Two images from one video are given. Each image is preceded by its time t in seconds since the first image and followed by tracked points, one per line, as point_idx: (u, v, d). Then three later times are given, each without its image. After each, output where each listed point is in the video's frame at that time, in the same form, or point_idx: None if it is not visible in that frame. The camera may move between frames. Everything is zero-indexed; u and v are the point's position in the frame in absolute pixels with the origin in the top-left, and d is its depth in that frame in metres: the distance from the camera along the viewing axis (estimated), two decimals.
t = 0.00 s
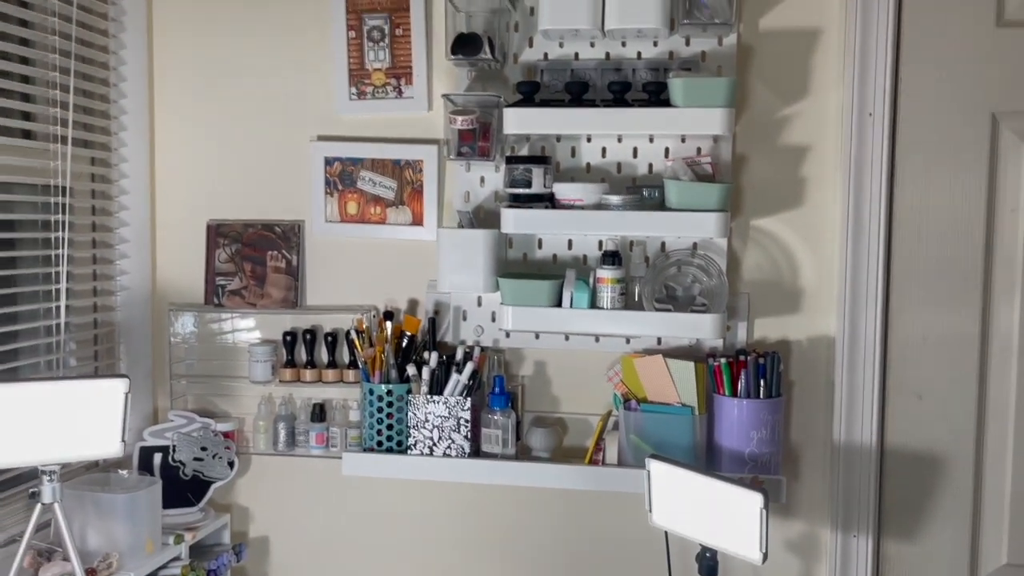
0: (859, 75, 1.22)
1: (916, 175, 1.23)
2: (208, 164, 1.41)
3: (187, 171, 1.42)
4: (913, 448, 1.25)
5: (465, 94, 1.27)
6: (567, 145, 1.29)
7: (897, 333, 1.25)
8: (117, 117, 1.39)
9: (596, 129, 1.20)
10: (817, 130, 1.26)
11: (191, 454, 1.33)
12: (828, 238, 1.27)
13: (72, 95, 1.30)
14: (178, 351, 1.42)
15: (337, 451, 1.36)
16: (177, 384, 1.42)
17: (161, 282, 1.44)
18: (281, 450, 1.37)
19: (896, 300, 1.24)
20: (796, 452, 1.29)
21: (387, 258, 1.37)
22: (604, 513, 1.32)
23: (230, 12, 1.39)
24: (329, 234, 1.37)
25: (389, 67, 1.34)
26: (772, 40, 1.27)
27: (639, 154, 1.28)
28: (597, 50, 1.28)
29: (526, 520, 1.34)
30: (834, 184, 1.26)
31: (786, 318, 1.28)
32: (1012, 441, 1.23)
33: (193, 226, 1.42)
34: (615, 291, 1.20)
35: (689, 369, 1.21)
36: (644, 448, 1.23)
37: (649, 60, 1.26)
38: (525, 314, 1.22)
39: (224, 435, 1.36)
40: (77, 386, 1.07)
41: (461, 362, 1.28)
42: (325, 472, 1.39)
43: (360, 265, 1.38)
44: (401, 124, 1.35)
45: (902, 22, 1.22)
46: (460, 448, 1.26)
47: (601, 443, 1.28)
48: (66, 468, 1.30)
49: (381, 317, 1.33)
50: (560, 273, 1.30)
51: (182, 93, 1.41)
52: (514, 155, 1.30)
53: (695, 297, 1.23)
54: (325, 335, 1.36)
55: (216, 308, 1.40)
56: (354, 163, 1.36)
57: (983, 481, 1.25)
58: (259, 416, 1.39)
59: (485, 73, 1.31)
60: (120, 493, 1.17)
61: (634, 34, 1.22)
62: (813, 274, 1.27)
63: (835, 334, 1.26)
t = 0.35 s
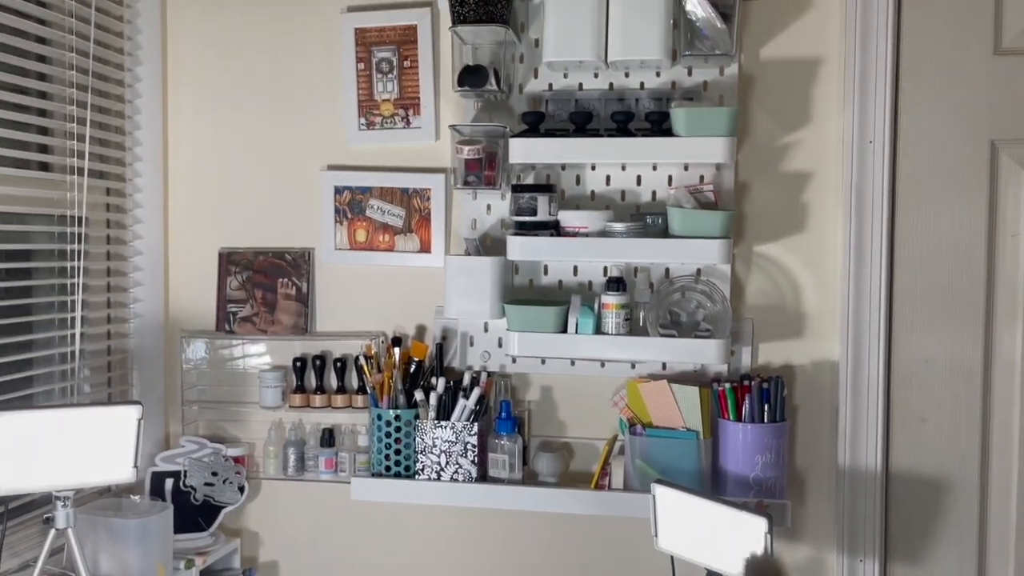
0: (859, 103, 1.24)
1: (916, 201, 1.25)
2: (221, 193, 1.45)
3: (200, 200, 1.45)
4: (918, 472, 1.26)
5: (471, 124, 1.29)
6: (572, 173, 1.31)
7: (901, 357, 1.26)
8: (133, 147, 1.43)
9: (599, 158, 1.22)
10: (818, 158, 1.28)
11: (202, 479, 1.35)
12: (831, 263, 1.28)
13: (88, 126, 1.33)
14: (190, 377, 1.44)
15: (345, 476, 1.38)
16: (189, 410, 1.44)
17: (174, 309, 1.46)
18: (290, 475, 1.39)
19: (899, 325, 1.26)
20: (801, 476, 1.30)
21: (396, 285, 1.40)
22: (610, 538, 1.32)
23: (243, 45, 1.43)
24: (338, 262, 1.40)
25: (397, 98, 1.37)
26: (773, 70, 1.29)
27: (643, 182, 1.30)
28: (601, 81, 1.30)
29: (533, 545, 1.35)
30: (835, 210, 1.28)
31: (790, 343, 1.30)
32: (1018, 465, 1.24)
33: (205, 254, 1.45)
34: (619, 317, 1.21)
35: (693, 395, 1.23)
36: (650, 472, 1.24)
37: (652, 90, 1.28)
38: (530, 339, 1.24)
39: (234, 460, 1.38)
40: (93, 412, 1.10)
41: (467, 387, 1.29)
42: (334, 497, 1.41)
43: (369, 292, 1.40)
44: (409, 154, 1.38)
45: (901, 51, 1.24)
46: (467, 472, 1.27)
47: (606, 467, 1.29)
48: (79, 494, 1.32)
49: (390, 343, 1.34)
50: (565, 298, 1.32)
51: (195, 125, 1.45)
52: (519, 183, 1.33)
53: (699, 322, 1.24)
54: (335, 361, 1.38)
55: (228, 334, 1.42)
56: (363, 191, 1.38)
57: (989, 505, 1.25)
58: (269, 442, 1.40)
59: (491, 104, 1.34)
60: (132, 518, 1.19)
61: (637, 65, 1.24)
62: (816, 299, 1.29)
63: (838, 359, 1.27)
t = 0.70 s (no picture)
0: (867, 131, 1.24)
1: (926, 226, 1.25)
2: (235, 223, 1.46)
3: (215, 230, 1.47)
4: (933, 498, 1.25)
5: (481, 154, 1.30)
6: (581, 202, 1.32)
7: (914, 383, 1.25)
8: (148, 179, 1.45)
9: (609, 187, 1.23)
10: (828, 185, 1.29)
11: (216, 508, 1.35)
12: (842, 289, 1.28)
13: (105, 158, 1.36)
14: (203, 405, 1.45)
15: (358, 504, 1.37)
16: (203, 438, 1.45)
17: (188, 339, 1.48)
18: (303, 503, 1.39)
19: (912, 350, 1.25)
20: (815, 503, 1.29)
21: (408, 313, 1.40)
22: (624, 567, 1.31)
23: (257, 77, 1.45)
24: (351, 290, 1.41)
25: (409, 128, 1.39)
26: (781, 98, 1.30)
27: (652, 210, 1.31)
28: (610, 110, 1.32)
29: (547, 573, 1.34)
30: (845, 237, 1.28)
31: (802, 370, 1.29)
32: None
33: (219, 283, 1.47)
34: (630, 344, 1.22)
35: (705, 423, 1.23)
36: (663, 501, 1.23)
37: (661, 119, 1.29)
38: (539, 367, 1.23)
39: (247, 488, 1.37)
40: (108, 442, 1.11)
41: (479, 415, 1.29)
42: (347, 526, 1.41)
43: (381, 320, 1.41)
44: (421, 183, 1.40)
45: (909, 78, 1.25)
46: (479, 501, 1.27)
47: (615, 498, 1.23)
48: (93, 523, 1.32)
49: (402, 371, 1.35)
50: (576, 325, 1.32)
51: (210, 156, 1.47)
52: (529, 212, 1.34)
53: (710, 349, 1.24)
54: (347, 389, 1.39)
55: (241, 362, 1.44)
56: (375, 221, 1.40)
57: (1007, 533, 1.23)
58: (282, 470, 1.41)
59: (501, 133, 1.36)
60: (146, 547, 1.19)
61: (645, 94, 1.26)
62: (828, 326, 1.29)
63: (851, 386, 1.26)
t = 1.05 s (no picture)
0: (873, 161, 1.25)
1: (934, 255, 1.25)
2: (246, 256, 1.48)
3: (227, 264, 1.49)
4: (946, 529, 1.24)
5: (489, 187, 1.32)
6: (589, 233, 1.33)
7: (924, 412, 1.25)
8: (161, 215, 1.47)
9: (615, 219, 1.24)
10: (834, 215, 1.29)
11: (227, 541, 1.36)
12: (850, 319, 1.28)
13: (119, 195, 1.37)
14: (215, 438, 1.46)
15: (368, 537, 1.37)
16: (214, 471, 1.45)
17: (199, 371, 1.49)
18: (313, 536, 1.39)
19: (922, 379, 1.25)
20: (828, 534, 1.28)
21: (417, 345, 1.41)
22: None
23: (268, 113, 1.48)
24: (361, 322, 1.42)
25: (417, 162, 1.40)
26: (786, 128, 1.31)
27: (659, 241, 1.32)
28: (616, 142, 1.33)
29: None
30: (853, 266, 1.28)
31: (812, 400, 1.29)
32: None
33: (231, 315, 1.48)
34: (639, 376, 1.22)
35: (714, 453, 1.22)
36: (672, 533, 1.22)
37: (667, 150, 1.31)
38: (551, 399, 1.25)
39: (258, 521, 1.38)
40: (118, 478, 1.12)
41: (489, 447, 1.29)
42: (357, 558, 1.40)
43: (391, 352, 1.42)
44: (430, 215, 1.41)
45: (914, 107, 1.25)
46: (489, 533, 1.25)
47: (629, 528, 1.27)
48: (106, 559, 1.32)
49: (412, 403, 1.35)
50: (585, 356, 1.33)
51: (221, 190, 1.50)
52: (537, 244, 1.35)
53: (719, 380, 1.24)
54: (357, 421, 1.39)
55: (252, 395, 1.45)
56: (384, 253, 1.41)
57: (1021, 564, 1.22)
58: (292, 502, 1.42)
59: (509, 166, 1.37)
60: None
61: (651, 126, 1.27)
62: (837, 355, 1.28)
63: (861, 416, 1.26)
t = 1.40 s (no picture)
0: (878, 180, 1.24)
1: (943, 275, 1.24)
2: (250, 280, 1.48)
3: (232, 288, 1.49)
4: (960, 552, 1.22)
5: (493, 210, 1.31)
6: (593, 255, 1.33)
7: (934, 434, 1.23)
8: (165, 240, 1.46)
9: (620, 241, 1.24)
10: (840, 235, 1.29)
11: (231, 567, 1.34)
12: (858, 339, 1.28)
13: (123, 221, 1.37)
14: (219, 463, 1.45)
15: (374, 563, 1.36)
16: (218, 496, 1.45)
17: (204, 397, 1.49)
18: (319, 562, 1.38)
19: (931, 400, 1.23)
20: (837, 558, 1.27)
21: (422, 368, 1.41)
22: None
23: (272, 138, 1.48)
24: (366, 345, 1.42)
25: (421, 185, 1.41)
26: (791, 149, 1.31)
27: (664, 263, 1.31)
28: (620, 164, 1.33)
29: None
30: (860, 287, 1.27)
31: (820, 421, 1.28)
32: None
33: (237, 340, 1.48)
34: (645, 399, 1.21)
35: (720, 476, 1.21)
36: (681, 558, 1.20)
37: (671, 172, 1.31)
38: (557, 423, 1.24)
39: (263, 547, 1.37)
40: (123, 506, 1.11)
41: (494, 472, 1.28)
42: None
43: (396, 375, 1.42)
44: (434, 238, 1.41)
45: (919, 126, 1.25)
46: (496, 560, 1.25)
47: (636, 553, 1.25)
48: None
49: (417, 427, 1.34)
50: (591, 379, 1.32)
51: (226, 215, 1.50)
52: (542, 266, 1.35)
53: (726, 403, 1.23)
54: (362, 446, 1.39)
55: (257, 420, 1.44)
56: (389, 276, 1.41)
57: None
58: (298, 527, 1.41)
59: (513, 189, 1.37)
60: None
61: (655, 148, 1.27)
62: (845, 376, 1.28)
63: (870, 438, 1.25)
